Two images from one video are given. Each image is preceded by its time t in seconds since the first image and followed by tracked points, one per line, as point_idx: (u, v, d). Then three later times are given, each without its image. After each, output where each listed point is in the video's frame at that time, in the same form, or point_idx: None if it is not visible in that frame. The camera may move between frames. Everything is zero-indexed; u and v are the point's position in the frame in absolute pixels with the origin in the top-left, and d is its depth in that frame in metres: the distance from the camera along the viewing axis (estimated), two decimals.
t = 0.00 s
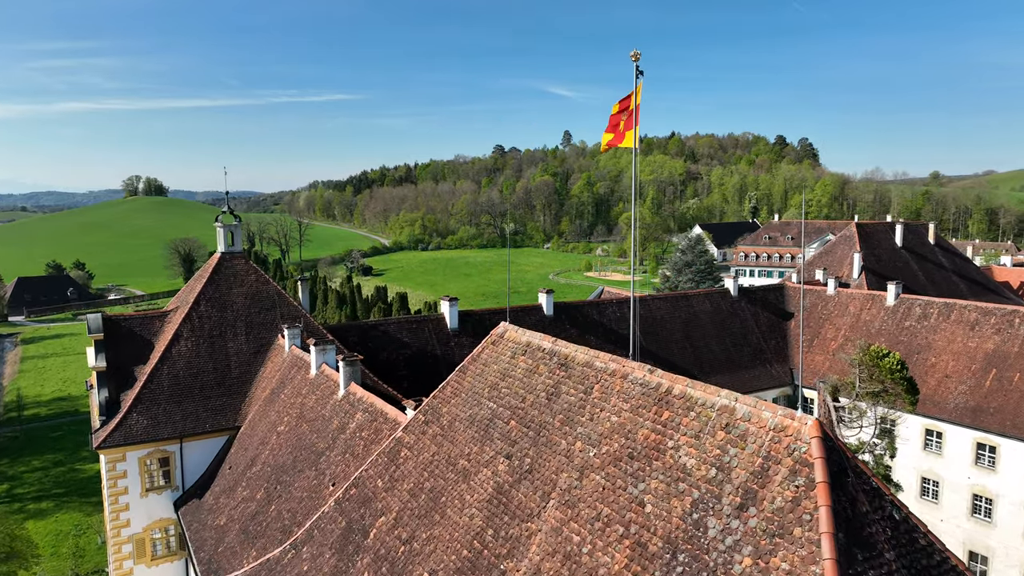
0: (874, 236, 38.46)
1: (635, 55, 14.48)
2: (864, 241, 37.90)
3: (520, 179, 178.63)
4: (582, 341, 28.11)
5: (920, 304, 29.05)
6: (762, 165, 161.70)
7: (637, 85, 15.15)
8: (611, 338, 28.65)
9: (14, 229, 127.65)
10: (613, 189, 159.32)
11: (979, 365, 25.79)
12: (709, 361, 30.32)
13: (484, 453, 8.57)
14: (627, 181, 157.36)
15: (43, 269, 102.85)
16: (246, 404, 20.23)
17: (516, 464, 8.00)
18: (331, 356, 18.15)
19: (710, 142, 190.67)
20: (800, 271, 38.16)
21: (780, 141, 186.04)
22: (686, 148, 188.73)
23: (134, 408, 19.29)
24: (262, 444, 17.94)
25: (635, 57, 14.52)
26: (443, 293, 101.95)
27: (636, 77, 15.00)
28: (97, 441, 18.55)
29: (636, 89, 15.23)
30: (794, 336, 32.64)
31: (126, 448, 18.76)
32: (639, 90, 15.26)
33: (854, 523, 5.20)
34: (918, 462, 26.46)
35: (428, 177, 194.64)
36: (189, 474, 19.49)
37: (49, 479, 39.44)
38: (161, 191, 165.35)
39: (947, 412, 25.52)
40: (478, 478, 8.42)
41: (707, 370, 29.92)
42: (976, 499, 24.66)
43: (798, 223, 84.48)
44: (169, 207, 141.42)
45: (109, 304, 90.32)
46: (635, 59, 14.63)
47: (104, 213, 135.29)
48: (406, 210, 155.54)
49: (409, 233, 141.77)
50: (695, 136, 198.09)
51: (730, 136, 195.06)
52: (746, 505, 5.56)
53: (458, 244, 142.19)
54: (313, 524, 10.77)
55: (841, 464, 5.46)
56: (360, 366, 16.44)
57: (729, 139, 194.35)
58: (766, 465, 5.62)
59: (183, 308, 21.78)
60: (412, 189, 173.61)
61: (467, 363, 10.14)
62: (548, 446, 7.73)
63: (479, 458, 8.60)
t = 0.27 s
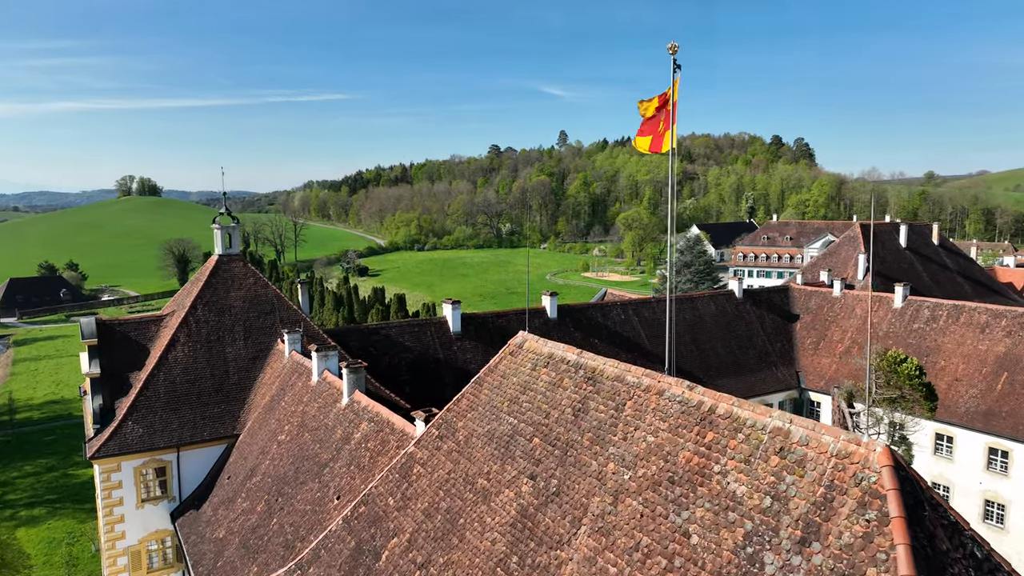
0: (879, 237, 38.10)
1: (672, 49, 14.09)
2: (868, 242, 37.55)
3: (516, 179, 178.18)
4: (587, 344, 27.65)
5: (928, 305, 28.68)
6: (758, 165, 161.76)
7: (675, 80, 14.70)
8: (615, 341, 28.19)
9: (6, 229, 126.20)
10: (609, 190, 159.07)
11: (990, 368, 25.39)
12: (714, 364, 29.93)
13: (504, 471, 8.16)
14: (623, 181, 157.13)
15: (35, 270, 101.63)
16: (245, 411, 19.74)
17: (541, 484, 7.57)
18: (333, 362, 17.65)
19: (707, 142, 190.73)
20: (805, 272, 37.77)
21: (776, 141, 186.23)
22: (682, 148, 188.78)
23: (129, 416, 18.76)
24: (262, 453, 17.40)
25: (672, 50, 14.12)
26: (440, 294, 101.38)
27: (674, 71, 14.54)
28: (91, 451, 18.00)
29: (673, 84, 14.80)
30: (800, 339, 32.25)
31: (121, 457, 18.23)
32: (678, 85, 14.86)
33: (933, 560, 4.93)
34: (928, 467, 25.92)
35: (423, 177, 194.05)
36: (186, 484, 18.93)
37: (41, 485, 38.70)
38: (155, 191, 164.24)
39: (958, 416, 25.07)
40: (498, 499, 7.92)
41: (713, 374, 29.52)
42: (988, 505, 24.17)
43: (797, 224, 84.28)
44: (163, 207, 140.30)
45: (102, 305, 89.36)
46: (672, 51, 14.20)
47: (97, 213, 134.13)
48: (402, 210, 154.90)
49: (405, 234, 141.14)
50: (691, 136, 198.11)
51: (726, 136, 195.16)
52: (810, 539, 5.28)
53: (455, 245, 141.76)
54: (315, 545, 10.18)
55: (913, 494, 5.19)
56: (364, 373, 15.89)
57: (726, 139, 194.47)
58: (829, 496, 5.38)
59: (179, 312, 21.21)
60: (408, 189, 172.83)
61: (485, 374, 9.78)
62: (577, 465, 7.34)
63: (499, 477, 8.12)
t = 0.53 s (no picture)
0: (882, 238, 37.79)
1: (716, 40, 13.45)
2: (872, 243, 37.22)
3: (512, 179, 177.55)
4: (591, 348, 27.20)
5: (936, 307, 28.33)
6: (753, 165, 161.83)
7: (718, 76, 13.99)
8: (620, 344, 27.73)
9: None
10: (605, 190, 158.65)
11: (1001, 371, 24.99)
12: (720, 367, 29.49)
13: (527, 491, 8.19)
14: (619, 181, 156.77)
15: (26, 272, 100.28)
16: (242, 419, 19.23)
17: (569, 509, 7.65)
18: (334, 369, 17.10)
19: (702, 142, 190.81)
20: (808, 273, 37.41)
21: (771, 141, 186.48)
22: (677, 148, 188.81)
23: (124, 425, 18.16)
24: (261, 463, 16.87)
25: (716, 41, 13.45)
26: (436, 295, 100.75)
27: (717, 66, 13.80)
28: (83, 461, 17.37)
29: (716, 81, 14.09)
30: (804, 341, 31.88)
31: (115, 468, 17.63)
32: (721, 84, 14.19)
33: None
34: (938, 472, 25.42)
35: (418, 177, 193.35)
36: (182, 495, 18.35)
37: (32, 491, 37.94)
38: (147, 191, 162.87)
39: (967, 420, 24.58)
40: (520, 522, 7.98)
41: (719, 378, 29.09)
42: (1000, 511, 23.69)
43: (795, 224, 84.14)
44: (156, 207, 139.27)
45: (95, 307, 88.33)
46: (715, 43, 13.54)
47: (88, 214, 132.80)
48: (397, 210, 154.12)
49: (400, 234, 140.38)
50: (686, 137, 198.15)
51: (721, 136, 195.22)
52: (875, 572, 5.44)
53: (450, 245, 141.16)
54: (318, 566, 9.58)
55: (1004, 531, 5.25)
56: (368, 381, 15.31)
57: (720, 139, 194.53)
58: (907, 535, 5.46)
59: (174, 316, 20.67)
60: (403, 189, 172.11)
61: (503, 385, 9.89)
62: (609, 491, 7.45)
63: (521, 500, 8.15)
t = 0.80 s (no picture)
0: (885, 239, 37.47)
1: (765, 30, 12.55)
2: (875, 244, 36.89)
3: (506, 179, 176.97)
4: (594, 353, 26.83)
5: (942, 310, 28.02)
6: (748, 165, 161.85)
7: (769, 68, 13.12)
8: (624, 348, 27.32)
9: None
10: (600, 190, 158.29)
11: (1010, 374, 24.65)
12: (725, 371, 29.08)
13: (553, 515, 8.15)
14: (614, 181, 156.46)
15: (16, 272, 99.03)
16: (240, 428, 18.70)
17: (601, 537, 7.53)
18: (336, 377, 16.58)
19: (696, 142, 190.86)
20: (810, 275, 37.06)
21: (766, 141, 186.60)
22: (672, 148, 188.80)
23: (117, 434, 17.54)
24: (260, 474, 16.31)
25: (765, 32, 12.54)
26: (431, 296, 100.11)
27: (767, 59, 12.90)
28: (75, 473, 16.75)
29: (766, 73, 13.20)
30: (809, 344, 31.51)
31: (108, 479, 17.00)
32: (772, 75, 13.43)
33: None
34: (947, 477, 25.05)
35: (412, 177, 192.66)
36: (177, 506, 17.76)
37: (22, 498, 37.14)
38: (139, 191, 161.44)
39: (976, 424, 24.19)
40: (547, 550, 7.84)
41: (724, 381, 28.66)
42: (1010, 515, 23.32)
43: (791, 224, 83.99)
44: (148, 207, 138.09)
45: (86, 308, 87.30)
46: (766, 33, 12.59)
47: (79, 214, 131.48)
48: (391, 210, 153.36)
49: (394, 234, 139.65)
50: (681, 137, 198.13)
51: (715, 136, 195.36)
52: None
53: (445, 245, 140.58)
54: None
55: None
56: (372, 390, 14.76)
57: (715, 139, 194.69)
58: None
59: (169, 321, 20.06)
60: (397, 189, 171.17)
61: (521, 400, 9.90)
62: (648, 519, 7.32)
63: (548, 526, 8.06)
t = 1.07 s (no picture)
0: (886, 240, 37.20)
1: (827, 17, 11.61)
2: (877, 245, 36.60)
3: (500, 179, 176.43)
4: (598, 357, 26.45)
5: (948, 311, 27.70)
6: (742, 165, 161.94)
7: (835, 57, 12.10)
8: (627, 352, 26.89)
9: None
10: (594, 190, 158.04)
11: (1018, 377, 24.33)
12: (728, 374, 28.66)
13: (582, 544, 7.93)
14: (608, 181, 156.18)
15: (5, 273, 97.77)
16: (237, 438, 18.14)
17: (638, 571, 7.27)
18: (336, 385, 16.03)
19: (690, 142, 190.98)
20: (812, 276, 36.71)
21: (760, 141, 186.85)
22: (666, 148, 188.85)
23: (109, 445, 16.92)
24: (258, 486, 15.74)
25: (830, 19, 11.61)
26: (426, 296, 99.46)
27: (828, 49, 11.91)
28: (65, 486, 16.13)
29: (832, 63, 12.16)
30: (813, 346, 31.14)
31: (99, 491, 16.37)
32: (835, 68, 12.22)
33: None
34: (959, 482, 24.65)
35: (405, 177, 191.91)
36: (171, 519, 17.15)
37: (10, 505, 36.34)
38: (130, 191, 159.92)
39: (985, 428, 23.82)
40: None
41: (728, 385, 28.24)
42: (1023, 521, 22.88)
43: (787, 225, 83.85)
44: (140, 208, 136.85)
45: (77, 310, 86.22)
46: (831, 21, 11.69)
47: (70, 214, 130.15)
48: (385, 210, 152.61)
49: (388, 235, 138.91)
50: (674, 137, 198.18)
51: (709, 136, 195.53)
52: None
53: (439, 245, 139.95)
54: None
55: None
56: (376, 399, 14.24)
57: (709, 139, 194.88)
58: None
59: (163, 326, 19.44)
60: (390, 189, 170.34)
61: (545, 416, 9.79)
62: (691, 551, 7.02)
63: (578, 556, 7.83)
